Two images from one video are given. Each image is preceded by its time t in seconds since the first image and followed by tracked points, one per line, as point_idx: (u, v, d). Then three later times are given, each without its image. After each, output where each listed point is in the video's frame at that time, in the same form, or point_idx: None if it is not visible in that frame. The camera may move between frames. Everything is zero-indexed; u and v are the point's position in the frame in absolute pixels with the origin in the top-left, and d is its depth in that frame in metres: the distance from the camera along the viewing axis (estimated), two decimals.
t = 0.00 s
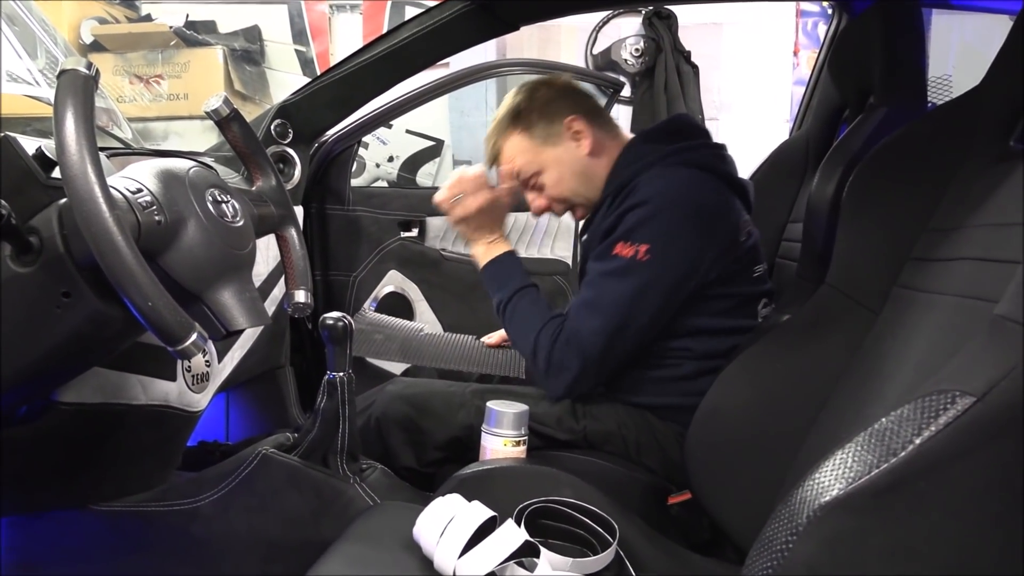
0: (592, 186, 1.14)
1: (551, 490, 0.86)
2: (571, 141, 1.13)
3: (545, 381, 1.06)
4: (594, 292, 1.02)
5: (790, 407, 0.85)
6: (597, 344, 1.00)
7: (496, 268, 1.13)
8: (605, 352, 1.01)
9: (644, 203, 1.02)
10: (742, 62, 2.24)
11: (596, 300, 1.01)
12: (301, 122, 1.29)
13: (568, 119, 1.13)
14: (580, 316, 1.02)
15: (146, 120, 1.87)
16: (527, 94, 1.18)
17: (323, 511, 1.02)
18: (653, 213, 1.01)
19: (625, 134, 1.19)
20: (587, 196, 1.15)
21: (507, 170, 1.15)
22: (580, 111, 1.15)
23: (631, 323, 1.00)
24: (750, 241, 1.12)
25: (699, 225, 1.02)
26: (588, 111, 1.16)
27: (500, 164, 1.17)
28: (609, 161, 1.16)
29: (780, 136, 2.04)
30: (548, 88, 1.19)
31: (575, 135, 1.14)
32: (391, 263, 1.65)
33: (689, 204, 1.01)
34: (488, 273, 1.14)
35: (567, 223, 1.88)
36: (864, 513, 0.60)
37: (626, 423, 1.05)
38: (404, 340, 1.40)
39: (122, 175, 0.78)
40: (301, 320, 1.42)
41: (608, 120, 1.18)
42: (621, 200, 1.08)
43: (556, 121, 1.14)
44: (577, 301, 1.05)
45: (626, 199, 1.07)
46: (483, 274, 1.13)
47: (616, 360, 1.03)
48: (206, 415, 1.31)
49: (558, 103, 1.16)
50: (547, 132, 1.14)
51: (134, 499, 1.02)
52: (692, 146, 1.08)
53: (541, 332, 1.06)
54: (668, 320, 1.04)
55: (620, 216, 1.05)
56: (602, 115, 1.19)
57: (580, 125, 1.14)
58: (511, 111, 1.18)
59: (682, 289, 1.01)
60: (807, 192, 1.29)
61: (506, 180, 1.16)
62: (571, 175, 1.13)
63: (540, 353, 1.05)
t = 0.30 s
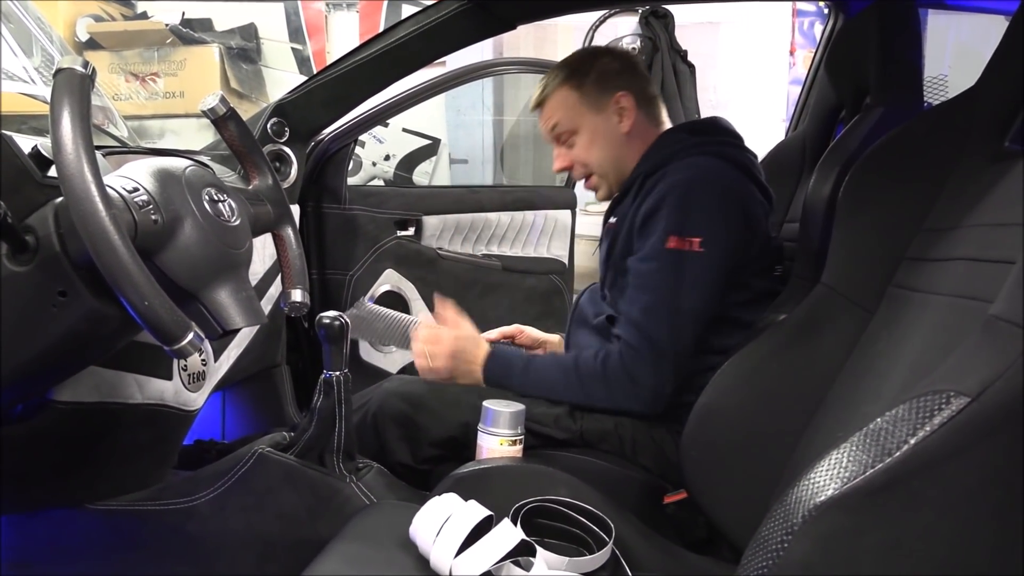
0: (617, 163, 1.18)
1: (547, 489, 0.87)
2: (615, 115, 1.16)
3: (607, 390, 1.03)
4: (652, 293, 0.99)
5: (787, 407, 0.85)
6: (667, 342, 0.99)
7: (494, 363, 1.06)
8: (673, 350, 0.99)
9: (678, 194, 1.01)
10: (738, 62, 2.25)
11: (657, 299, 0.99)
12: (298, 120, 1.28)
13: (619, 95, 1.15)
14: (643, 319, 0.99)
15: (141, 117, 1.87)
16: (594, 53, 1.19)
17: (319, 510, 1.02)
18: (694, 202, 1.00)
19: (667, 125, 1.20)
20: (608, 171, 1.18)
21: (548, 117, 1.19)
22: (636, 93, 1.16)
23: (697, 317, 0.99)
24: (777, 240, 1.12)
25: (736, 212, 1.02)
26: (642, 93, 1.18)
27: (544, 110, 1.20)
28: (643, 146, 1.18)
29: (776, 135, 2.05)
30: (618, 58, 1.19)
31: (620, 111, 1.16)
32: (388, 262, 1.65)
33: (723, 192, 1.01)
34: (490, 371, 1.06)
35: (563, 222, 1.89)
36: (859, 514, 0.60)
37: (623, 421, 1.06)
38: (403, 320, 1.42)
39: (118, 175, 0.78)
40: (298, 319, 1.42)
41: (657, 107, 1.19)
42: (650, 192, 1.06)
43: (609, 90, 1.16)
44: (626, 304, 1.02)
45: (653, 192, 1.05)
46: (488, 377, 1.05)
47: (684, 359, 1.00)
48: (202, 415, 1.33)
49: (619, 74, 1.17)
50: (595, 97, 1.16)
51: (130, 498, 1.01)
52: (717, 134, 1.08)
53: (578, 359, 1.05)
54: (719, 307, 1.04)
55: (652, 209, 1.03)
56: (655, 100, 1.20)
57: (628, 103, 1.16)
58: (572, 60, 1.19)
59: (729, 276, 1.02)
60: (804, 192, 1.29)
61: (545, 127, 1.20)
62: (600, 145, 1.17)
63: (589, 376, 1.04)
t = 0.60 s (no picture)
0: (630, 149, 1.19)
1: (542, 489, 0.87)
2: (639, 102, 1.17)
3: (615, 383, 1.03)
4: (666, 285, 1.00)
5: (781, 409, 0.86)
6: (679, 335, 0.99)
7: (495, 366, 1.10)
8: (684, 344, 1.00)
9: (693, 188, 1.02)
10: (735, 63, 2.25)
11: (671, 291, 0.99)
12: (295, 119, 1.28)
13: (647, 84, 1.17)
14: (655, 311, 1.00)
15: (137, 116, 1.87)
16: (633, 37, 1.20)
17: (313, 510, 1.02)
18: (706, 197, 1.01)
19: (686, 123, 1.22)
20: (617, 155, 1.20)
21: (574, 89, 1.20)
22: (664, 85, 1.18)
23: (710, 310, 1.00)
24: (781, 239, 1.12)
25: (747, 208, 1.03)
26: (668, 86, 1.19)
27: (571, 81, 1.21)
28: (658, 138, 1.20)
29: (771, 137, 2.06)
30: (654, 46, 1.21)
31: (645, 99, 1.17)
32: (384, 262, 1.66)
33: (735, 188, 1.02)
34: (494, 373, 1.11)
35: (559, 222, 1.90)
36: (854, 515, 0.60)
37: (618, 422, 1.06)
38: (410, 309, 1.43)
39: (114, 174, 0.78)
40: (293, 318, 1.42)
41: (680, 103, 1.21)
42: (661, 187, 1.08)
43: (639, 75, 1.17)
44: (638, 296, 1.03)
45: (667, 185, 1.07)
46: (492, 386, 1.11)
47: (695, 354, 1.01)
48: (197, 413, 1.32)
49: (653, 62, 1.18)
50: (624, 80, 1.17)
51: (124, 497, 1.01)
52: (729, 133, 1.10)
53: (583, 360, 1.06)
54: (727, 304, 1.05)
55: (663, 204, 1.04)
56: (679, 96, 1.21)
57: (655, 93, 1.17)
58: (609, 37, 1.19)
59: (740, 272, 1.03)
60: (800, 193, 1.29)
61: (568, 98, 1.21)
62: (618, 127, 1.18)
63: (597, 373, 1.05)
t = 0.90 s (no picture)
0: (621, 146, 1.20)
1: (538, 490, 0.87)
2: (633, 101, 1.17)
3: (573, 381, 1.03)
4: (629, 287, 1.00)
5: (777, 409, 0.86)
6: (638, 338, 1.00)
7: (450, 345, 1.08)
8: (643, 347, 1.00)
9: (669, 194, 1.03)
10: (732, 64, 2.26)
11: (633, 294, 1.00)
12: (292, 119, 1.28)
13: (642, 84, 1.16)
14: (617, 312, 1.01)
15: (134, 115, 1.86)
16: (632, 33, 1.19)
17: (309, 509, 1.02)
18: (683, 203, 1.01)
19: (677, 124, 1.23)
20: (607, 152, 1.20)
21: (569, 82, 1.19)
22: (659, 86, 1.18)
23: (672, 315, 1.00)
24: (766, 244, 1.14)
25: (728, 216, 1.02)
26: (663, 87, 1.19)
27: (566, 72, 1.20)
28: (649, 137, 1.20)
29: (768, 138, 2.06)
30: (651, 43, 1.20)
31: (639, 98, 1.17)
32: (381, 261, 1.65)
33: (716, 195, 1.02)
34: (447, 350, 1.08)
35: (557, 222, 1.91)
36: (850, 516, 0.60)
37: (614, 422, 1.06)
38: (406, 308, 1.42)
39: (111, 172, 0.78)
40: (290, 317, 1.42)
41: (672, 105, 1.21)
42: (645, 190, 1.08)
43: (635, 74, 1.17)
44: (605, 297, 1.03)
45: (649, 190, 1.07)
46: (445, 365, 1.09)
47: (654, 357, 1.01)
48: (193, 412, 1.31)
49: (650, 62, 1.18)
50: (620, 78, 1.16)
51: (119, 497, 1.01)
52: (718, 141, 1.09)
53: (543, 351, 1.05)
54: (702, 310, 1.05)
55: (644, 207, 1.05)
56: (672, 97, 1.21)
57: (650, 93, 1.17)
58: (608, 31, 1.18)
59: (715, 282, 1.02)
60: (797, 194, 1.29)
61: (562, 90, 1.20)
62: (610, 125, 1.18)
63: (555, 365, 1.04)
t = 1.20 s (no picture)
0: (609, 151, 1.20)
1: (537, 489, 0.87)
2: (621, 105, 1.17)
3: (568, 393, 1.03)
4: (618, 298, 1.00)
5: (776, 410, 0.86)
6: (630, 349, 1.00)
7: (445, 358, 1.10)
8: (635, 357, 1.01)
9: (654, 201, 1.02)
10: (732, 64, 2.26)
11: (622, 306, 1.00)
12: (291, 116, 1.28)
13: (629, 88, 1.16)
14: (607, 324, 1.00)
15: (134, 112, 1.86)
16: (617, 35, 1.18)
17: (307, 508, 1.02)
18: (670, 212, 1.01)
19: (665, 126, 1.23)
20: (595, 157, 1.20)
21: (554, 87, 1.18)
22: (646, 89, 1.18)
23: (662, 324, 1.00)
24: (758, 244, 1.14)
25: (716, 220, 1.02)
26: (652, 90, 1.19)
27: (551, 77, 1.19)
28: (636, 141, 1.20)
29: (768, 138, 2.06)
30: (636, 45, 1.20)
31: (626, 102, 1.17)
32: (380, 260, 1.65)
33: (703, 200, 1.02)
34: (443, 363, 1.10)
35: (556, 221, 1.90)
36: (850, 517, 0.60)
37: (613, 422, 1.06)
38: (408, 316, 1.37)
39: (110, 168, 0.78)
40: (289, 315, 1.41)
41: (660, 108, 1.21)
42: (634, 196, 1.08)
43: (622, 78, 1.17)
44: (595, 308, 1.03)
45: (636, 197, 1.06)
46: (443, 374, 1.10)
47: (645, 365, 1.02)
48: (191, 410, 1.31)
49: (636, 64, 1.18)
50: (607, 82, 1.16)
51: (116, 495, 1.01)
52: (704, 144, 1.09)
53: (541, 365, 1.05)
54: (693, 315, 1.06)
55: (632, 216, 1.04)
56: (660, 98, 1.21)
57: (636, 97, 1.17)
58: (593, 33, 1.17)
59: (704, 288, 1.03)
60: (796, 195, 1.29)
61: (548, 95, 1.19)
62: (598, 130, 1.18)
63: (551, 376, 1.04)
